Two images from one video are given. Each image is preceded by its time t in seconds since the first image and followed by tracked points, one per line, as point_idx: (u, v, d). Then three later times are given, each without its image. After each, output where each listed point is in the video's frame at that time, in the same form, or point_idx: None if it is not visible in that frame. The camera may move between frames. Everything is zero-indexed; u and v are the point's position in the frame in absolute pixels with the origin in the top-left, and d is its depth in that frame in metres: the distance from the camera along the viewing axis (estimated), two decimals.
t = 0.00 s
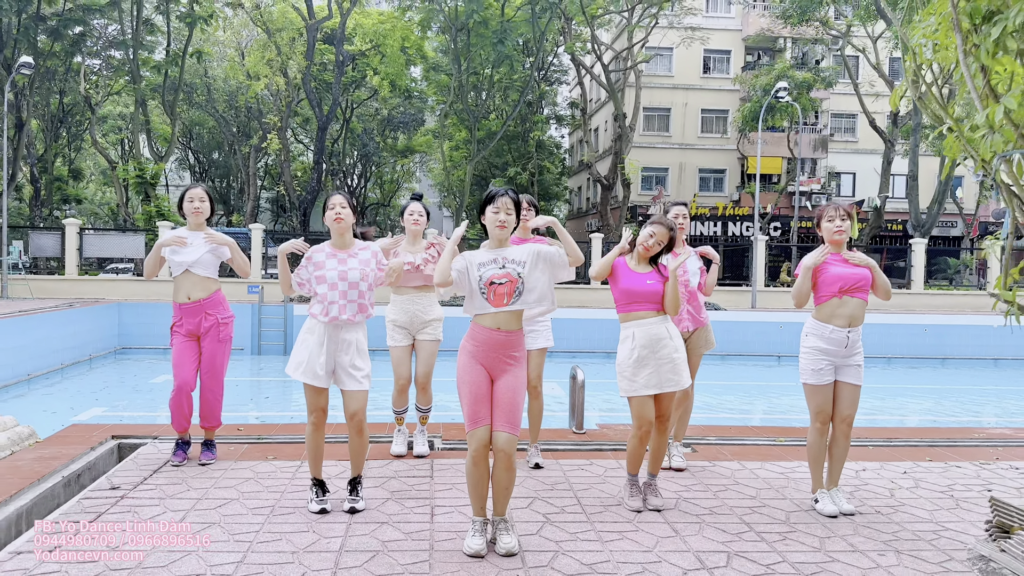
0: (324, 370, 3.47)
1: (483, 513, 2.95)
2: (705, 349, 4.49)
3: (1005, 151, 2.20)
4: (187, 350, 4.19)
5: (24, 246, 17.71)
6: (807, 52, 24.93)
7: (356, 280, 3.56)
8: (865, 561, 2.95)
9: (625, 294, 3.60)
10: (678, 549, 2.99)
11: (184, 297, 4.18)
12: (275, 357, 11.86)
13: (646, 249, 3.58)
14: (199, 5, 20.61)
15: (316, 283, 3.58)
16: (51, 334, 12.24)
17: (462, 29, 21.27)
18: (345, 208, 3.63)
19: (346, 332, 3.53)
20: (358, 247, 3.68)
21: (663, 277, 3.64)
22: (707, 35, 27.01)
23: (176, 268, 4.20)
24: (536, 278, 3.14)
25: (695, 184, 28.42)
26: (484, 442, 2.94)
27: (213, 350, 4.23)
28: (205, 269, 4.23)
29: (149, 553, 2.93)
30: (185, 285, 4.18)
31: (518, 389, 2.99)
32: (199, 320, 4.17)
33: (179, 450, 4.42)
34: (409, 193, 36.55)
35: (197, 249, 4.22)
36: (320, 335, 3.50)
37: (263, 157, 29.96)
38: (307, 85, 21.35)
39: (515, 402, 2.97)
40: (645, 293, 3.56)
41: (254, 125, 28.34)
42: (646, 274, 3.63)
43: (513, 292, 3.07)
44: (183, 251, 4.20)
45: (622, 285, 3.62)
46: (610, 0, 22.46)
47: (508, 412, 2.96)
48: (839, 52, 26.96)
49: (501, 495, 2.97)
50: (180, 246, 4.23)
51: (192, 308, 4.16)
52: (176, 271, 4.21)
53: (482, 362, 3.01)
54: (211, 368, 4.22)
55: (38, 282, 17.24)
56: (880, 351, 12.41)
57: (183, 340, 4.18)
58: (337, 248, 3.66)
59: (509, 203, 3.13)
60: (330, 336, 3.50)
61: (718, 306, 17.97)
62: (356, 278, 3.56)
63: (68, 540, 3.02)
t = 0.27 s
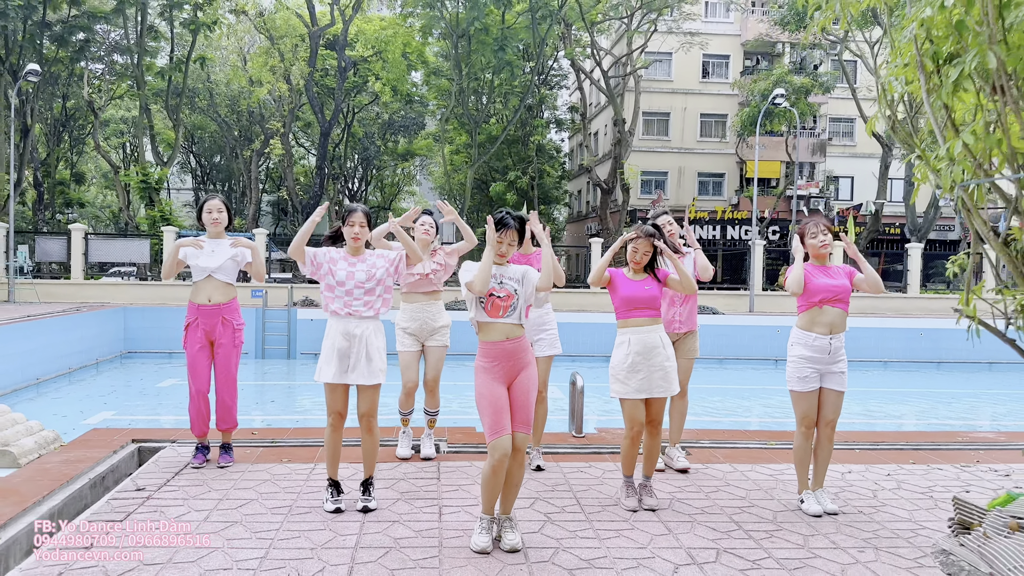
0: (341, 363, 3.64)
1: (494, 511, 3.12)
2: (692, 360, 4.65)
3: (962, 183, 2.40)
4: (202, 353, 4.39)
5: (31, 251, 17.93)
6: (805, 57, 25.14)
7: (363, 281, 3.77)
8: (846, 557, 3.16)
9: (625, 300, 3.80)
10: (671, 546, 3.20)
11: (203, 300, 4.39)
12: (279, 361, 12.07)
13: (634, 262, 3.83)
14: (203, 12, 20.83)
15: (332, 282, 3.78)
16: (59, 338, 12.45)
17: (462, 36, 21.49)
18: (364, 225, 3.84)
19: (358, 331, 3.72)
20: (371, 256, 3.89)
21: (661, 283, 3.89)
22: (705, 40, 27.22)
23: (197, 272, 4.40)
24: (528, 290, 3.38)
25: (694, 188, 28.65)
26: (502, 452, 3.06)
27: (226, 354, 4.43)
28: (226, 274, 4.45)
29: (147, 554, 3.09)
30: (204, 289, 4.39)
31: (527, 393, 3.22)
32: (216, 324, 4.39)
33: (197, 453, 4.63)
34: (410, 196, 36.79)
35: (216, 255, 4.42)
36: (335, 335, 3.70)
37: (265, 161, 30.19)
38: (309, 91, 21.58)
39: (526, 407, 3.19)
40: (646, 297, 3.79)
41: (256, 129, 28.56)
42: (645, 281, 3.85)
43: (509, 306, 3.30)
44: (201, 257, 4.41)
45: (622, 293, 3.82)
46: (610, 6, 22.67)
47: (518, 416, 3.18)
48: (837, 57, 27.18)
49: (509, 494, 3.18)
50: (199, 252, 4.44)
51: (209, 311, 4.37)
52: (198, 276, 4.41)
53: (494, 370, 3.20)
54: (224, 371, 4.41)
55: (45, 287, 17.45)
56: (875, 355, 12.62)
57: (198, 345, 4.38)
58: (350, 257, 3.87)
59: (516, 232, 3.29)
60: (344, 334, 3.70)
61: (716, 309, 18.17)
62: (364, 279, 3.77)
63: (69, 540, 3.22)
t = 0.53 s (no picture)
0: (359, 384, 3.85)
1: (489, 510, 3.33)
2: (684, 371, 4.82)
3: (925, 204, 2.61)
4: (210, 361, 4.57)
5: (35, 255, 18.12)
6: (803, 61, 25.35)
7: (369, 299, 3.97)
8: (825, 553, 3.35)
9: (625, 309, 3.99)
10: (661, 543, 3.39)
11: (214, 310, 4.57)
12: (282, 363, 12.26)
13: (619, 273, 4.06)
14: (206, 17, 21.02)
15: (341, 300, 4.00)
16: (65, 342, 12.64)
17: (462, 41, 21.69)
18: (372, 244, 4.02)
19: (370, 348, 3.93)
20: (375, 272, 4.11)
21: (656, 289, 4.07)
22: (704, 44, 27.41)
23: (212, 285, 4.60)
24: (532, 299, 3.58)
25: (693, 191, 28.85)
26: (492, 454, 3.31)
27: (228, 361, 4.57)
28: (238, 286, 4.65)
29: (147, 553, 3.26)
30: (215, 300, 4.58)
31: (519, 398, 3.42)
32: (224, 333, 4.58)
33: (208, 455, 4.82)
34: (411, 199, 37.00)
35: (229, 269, 4.63)
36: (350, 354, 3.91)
37: (267, 164, 30.39)
38: (311, 96, 21.79)
39: (517, 411, 3.39)
40: (644, 307, 3.98)
41: (257, 132, 28.76)
42: (641, 290, 4.06)
43: (520, 309, 3.49)
44: (216, 271, 4.61)
45: (622, 304, 4.01)
46: (609, 11, 22.86)
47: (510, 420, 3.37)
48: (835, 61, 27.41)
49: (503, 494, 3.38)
50: (212, 266, 4.63)
51: (220, 321, 4.57)
52: (211, 288, 4.60)
53: (489, 376, 3.40)
54: (228, 375, 4.54)
55: (49, 290, 17.64)
56: (868, 357, 12.81)
57: (203, 350, 4.56)
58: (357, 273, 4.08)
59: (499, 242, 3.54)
60: (358, 352, 3.91)
61: (714, 312, 18.34)
62: (370, 297, 3.97)
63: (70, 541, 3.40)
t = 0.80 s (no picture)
0: (351, 380, 4.00)
1: (481, 503, 3.52)
2: (677, 369, 4.95)
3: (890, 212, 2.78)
4: (221, 362, 4.73)
5: (38, 256, 18.29)
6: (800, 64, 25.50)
7: (365, 295, 4.12)
8: (802, 545, 3.51)
9: (606, 311, 4.21)
10: (645, 534, 3.55)
11: (221, 312, 4.72)
12: (283, 364, 12.42)
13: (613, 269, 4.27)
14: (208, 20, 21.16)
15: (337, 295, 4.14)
16: (69, 342, 12.80)
17: (462, 43, 21.82)
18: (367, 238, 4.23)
19: (365, 344, 4.07)
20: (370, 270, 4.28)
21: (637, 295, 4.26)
22: (703, 46, 27.55)
23: (213, 283, 4.76)
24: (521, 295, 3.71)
25: (692, 192, 29.00)
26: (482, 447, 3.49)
27: (243, 360, 4.75)
28: (238, 282, 4.78)
29: (144, 553, 3.32)
30: (221, 300, 4.73)
31: (510, 392, 3.58)
32: (233, 333, 4.71)
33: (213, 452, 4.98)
34: (411, 200, 37.16)
35: (228, 266, 4.77)
36: (345, 349, 4.04)
37: (267, 165, 30.54)
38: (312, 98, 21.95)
39: (507, 404, 3.56)
40: (624, 309, 4.19)
41: (258, 134, 28.90)
42: (623, 293, 4.27)
43: (504, 306, 3.62)
44: (217, 267, 4.77)
45: (603, 305, 4.24)
46: (608, 14, 22.99)
47: (499, 415, 3.55)
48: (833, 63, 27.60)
49: (496, 485, 3.56)
50: (216, 265, 4.79)
51: (226, 323, 4.71)
52: (213, 285, 4.76)
53: (479, 374, 3.56)
54: (241, 376, 4.74)
55: (52, 291, 17.80)
56: (863, 358, 12.96)
57: (217, 352, 4.73)
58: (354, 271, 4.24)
59: (489, 238, 3.78)
60: (353, 348, 4.05)
61: (711, 313, 18.48)
62: (367, 293, 4.12)
63: (70, 540, 3.50)
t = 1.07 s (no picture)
0: (337, 373, 4.15)
1: (476, 495, 3.66)
2: (669, 365, 5.13)
3: (864, 215, 2.94)
4: (229, 361, 4.86)
5: (42, 256, 18.43)
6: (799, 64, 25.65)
7: (365, 298, 4.26)
8: (785, 535, 3.65)
9: (595, 312, 4.33)
10: (634, 525, 3.68)
11: (228, 313, 4.84)
12: (284, 363, 12.55)
13: (610, 273, 4.40)
14: (210, 22, 21.30)
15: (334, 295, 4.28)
16: (72, 342, 12.94)
17: (462, 44, 21.94)
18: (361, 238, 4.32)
19: (357, 344, 4.22)
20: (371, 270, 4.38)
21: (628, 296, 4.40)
22: (702, 46, 27.69)
23: (219, 286, 4.85)
24: (513, 298, 3.80)
25: (692, 192, 29.12)
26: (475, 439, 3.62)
27: (249, 358, 4.91)
28: (243, 285, 4.90)
29: (144, 554, 3.35)
30: (227, 302, 4.84)
31: (504, 388, 3.73)
32: (240, 333, 4.87)
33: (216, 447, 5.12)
34: (412, 200, 37.27)
35: (234, 269, 4.88)
36: (337, 346, 4.20)
37: (269, 165, 30.68)
38: (313, 99, 22.08)
39: (502, 399, 3.70)
40: (611, 310, 4.31)
41: (259, 134, 29.02)
42: (613, 294, 4.39)
43: (491, 309, 3.75)
44: (223, 272, 4.87)
45: (592, 305, 4.36)
46: (607, 16, 23.10)
47: (493, 411, 3.69)
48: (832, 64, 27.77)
49: (491, 478, 3.71)
50: (223, 268, 4.90)
51: (234, 323, 4.84)
52: (220, 289, 4.86)
53: (475, 372, 3.70)
54: (249, 373, 4.91)
55: (55, 291, 17.94)
56: (859, 358, 13.08)
57: (226, 352, 4.85)
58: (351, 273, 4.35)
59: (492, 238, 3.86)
60: (344, 346, 4.20)
61: (709, 313, 18.62)
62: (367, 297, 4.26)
63: (71, 540, 3.49)
